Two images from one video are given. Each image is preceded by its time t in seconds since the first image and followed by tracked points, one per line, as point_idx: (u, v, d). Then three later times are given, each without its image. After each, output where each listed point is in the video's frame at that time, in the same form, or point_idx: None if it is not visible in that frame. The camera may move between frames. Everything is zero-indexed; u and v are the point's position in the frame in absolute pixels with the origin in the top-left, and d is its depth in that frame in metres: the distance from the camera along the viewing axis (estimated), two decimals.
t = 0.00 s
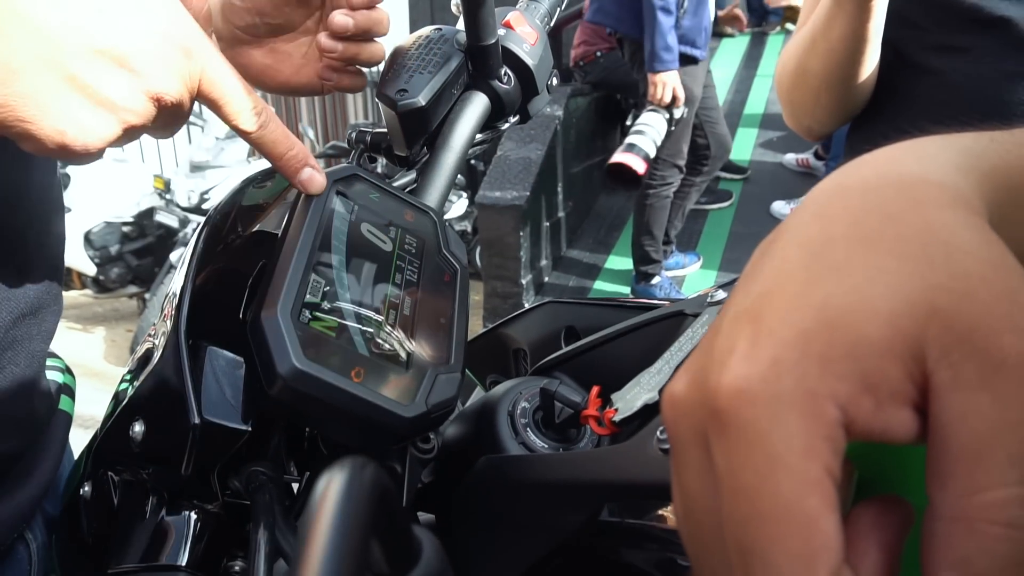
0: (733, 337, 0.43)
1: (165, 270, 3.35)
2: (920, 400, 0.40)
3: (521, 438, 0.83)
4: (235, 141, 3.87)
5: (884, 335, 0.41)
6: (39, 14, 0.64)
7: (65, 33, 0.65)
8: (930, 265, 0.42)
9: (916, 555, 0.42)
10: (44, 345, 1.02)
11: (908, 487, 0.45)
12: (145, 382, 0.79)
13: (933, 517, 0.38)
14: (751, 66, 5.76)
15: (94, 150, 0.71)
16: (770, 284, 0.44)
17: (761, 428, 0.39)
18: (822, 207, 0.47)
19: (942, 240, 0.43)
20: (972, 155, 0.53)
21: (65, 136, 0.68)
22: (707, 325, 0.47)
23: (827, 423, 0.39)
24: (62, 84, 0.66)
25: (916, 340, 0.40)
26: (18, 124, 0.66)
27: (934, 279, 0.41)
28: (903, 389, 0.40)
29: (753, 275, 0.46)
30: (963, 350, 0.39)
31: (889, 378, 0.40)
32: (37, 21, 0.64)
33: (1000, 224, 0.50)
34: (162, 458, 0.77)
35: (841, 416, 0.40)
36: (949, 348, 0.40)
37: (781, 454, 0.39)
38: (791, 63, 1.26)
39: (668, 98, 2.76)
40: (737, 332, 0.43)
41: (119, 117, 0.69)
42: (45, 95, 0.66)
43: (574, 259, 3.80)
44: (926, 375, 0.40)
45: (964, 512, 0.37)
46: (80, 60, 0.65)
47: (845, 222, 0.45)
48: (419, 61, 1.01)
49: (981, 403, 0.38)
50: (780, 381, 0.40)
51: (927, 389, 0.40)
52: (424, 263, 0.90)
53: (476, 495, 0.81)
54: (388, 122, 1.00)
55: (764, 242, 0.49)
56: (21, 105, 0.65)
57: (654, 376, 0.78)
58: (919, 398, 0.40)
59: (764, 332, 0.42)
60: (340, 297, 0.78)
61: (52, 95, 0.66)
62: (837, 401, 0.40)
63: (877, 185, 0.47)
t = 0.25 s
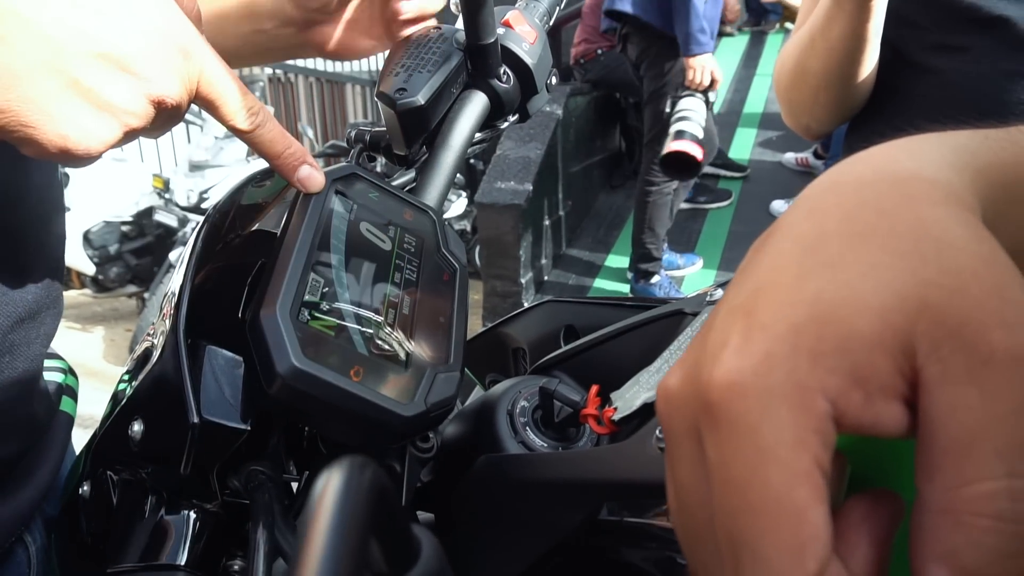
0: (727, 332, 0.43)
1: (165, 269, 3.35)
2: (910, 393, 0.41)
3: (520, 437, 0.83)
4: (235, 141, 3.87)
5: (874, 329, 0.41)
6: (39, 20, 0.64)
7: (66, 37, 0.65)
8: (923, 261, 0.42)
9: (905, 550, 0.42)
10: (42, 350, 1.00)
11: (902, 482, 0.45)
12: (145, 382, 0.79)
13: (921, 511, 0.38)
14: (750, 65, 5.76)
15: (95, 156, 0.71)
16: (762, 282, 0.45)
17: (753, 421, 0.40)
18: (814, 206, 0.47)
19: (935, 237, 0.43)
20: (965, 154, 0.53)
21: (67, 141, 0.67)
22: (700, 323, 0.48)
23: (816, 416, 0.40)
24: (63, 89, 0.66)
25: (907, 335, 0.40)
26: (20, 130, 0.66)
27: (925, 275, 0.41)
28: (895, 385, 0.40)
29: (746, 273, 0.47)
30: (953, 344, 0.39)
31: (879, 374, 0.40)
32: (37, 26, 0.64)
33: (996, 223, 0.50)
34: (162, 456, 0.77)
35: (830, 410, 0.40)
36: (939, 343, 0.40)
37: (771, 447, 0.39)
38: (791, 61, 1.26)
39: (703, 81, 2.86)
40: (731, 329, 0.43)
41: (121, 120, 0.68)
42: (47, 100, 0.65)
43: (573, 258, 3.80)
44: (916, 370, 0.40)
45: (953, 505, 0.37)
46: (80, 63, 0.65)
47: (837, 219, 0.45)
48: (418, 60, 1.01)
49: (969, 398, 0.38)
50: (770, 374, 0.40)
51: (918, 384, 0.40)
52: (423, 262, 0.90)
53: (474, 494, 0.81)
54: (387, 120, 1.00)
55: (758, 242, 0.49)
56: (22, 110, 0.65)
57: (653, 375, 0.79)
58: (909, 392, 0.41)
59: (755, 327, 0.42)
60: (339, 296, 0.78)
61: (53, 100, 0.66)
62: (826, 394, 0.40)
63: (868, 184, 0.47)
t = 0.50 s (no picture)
0: (722, 332, 0.43)
1: (164, 268, 3.35)
2: (903, 393, 0.41)
3: (519, 436, 0.83)
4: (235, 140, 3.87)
5: (867, 328, 0.40)
6: (36, 23, 0.65)
7: (63, 41, 0.66)
8: (917, 260, 0.42)
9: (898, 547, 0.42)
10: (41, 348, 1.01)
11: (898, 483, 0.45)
12: (144, 382, 0.79)
13: (913, 510, 0.39)
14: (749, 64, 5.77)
15: (92, 161, 0.71)
16: (759, 281, 0.44)
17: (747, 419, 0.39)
18: (811, 206, 0.47)
19: (931, 236, 0.42)
20: (962, 153, 0.52)
21: (64, 145, 0.68)
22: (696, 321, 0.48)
23: (810, 417, 0.40)
24: (59, 93, 0.66)
25: (900, 333, 0.40)
26: (16, 134, 0.67)
27: (920, 275, 0.41)
28: (889, 384, 0.41)
29: (742, 272, 0.46)
30: (946, 346, 0.39)
31: (873, 372, 0.40)
32: (35, 30, 0.65)
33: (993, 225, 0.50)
34: (161, 455, 0.77)
35: (824, 410, 0.40)
36: (932, 342, 0.39)
37: (766, 446, 0.39)
38: (791, 62, 1.26)
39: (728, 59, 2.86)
40: (726, 328, 0.43)
41: (117, 124, 0.69)
42: (43, 103, 0.66)
43: (572, 257, 3.80)
44: (908, 369, 0.40)
45: (946, 507, 0.37)
46: (76, 67, 0.66)
47: (834, 218, 0.45)
48: (417, 59, 1.01)
49: (960, 397, 0.38)
50: (766, 374, 0.40)
51: (911, 382, 0.40)
52: (422, 261, 0.90)
53: (474, 493, 0.81)
54: (387, 120, 1.00)
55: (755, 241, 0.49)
56: (18, 114, 0.66)
57: (652, 374, 0.79)
58: (902, 390, 0.41)
59: (752, 328, 0.42)
60: (338, 296, 0.78)
61: (49, 104, 0.66)
62: (820, 394, 0.40)
63: (868, 184, 0.47)
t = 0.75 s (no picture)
0: (712, 317, 0.44)
1: (162, 267, 3.35)
2: (888, 377, 0.41)
3: (519, 435, 0.83)
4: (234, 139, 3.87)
5: (852, 314, 0.41)
6: (30, 31, 0.65)
7: (56, 47, 0.65)
8: (902, 247, 0.42)
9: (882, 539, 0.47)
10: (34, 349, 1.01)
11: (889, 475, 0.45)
12: (144, 383, 0.79)
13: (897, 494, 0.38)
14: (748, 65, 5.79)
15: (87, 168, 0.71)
16: (748, 269, 0.45)
17: (731, 399, 0.40)
18: (804, 199, 0.48)
19: (919, 226, 0.43)
20: (961, 153, 0.53)
21: (58, 152, 0.67)
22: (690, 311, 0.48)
23: (793, 395, 0.40)
24: (53, 101, 0.66)
25: (885, 318, 0.40)
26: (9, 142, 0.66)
27: (904, 262, 0.41)
28: (874, 368, 0.41)
29: (734, 265, 0.47)
30: (930, 329, 0.39)
31: (857, 357, 0.41)
32: (27, 37, 0.65)
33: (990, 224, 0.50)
34: (161, 454, 0.77)
35: (810, 391, 0.40)
36: (917, 328, 0.40)
37: (750, 424, 0.39)
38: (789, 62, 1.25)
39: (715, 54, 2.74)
40: (715, 314, 0.44)
41: (111, 130, 0.68)
42: (36, 111, 0.66)
43: (571, 257, 3.80)
44: (894, 354, 0.40)
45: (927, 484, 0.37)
46: (69, 74, 0.66)
47: (825, 209, 0.46)
48: (417, 58, 1.01)
49: (944, 380, 0.38)
50: (753, 356, 0.41)
51: (897, 369, 0.40)
52: (422, 261, 0.90)
53: (473, 493, 0.81)
54: (387, 119, 1.00)
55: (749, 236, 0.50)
56: (11, 122, 0.65)
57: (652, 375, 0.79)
58: (888, 375, 0.41)
59: (740, 311, 0.43)
60: (338, 295, 0.78)
61: (43, 112, 0.66)
62: (805, 375, 0.40)
63: (861, 178, 0.47)
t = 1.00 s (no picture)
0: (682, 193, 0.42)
1: (162, 268, 3.35)
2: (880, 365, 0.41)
3: (518, 435, 0.83)
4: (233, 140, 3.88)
5: (820, 184, 0.37)
6: (24, 35, 0.65)
7: (50, 52, 0.65)
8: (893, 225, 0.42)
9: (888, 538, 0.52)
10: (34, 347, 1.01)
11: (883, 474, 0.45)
12: (142, 382, 0.79)
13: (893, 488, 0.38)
14: (748, 64, 5.80)
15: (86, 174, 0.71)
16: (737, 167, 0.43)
17: (683, 247, 0.36)
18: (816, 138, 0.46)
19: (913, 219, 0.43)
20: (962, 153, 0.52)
21: (54, 157, 0.67)
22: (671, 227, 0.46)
23: (743, 242, 0.36)
24: (49, 106, 0.66)
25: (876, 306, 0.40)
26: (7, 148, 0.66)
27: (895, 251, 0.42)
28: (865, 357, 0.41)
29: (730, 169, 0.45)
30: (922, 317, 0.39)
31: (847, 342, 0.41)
32: (22, 43, 0.65)
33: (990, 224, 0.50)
34: (160, 454, 0.77)
35: (764, 245, 0.36)
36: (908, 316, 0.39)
37: (703, 271, 0.35)
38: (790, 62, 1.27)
39: (659, 67, 2.85)
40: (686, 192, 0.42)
41: (107, 134, 0.68)
42: (32, 116, 0.66)
43: (571, 257, 3.80)
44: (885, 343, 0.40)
45: (885, 327, 0.31)
46: (65, 79, 0.65)
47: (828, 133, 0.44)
48: (415, 58, 1.01)
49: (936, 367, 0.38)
50: (709, 211, 0.37)
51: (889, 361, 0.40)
52: (421, 260, 0.91)
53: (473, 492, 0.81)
54: (386, 119, 1.00)
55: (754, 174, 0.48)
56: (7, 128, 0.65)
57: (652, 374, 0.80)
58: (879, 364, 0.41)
59: (710, 188, 0.40)
60: (336, 295, 0.78)
61: (39, 117, 0.66)
62: (760, 233, 0.37)
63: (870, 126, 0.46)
